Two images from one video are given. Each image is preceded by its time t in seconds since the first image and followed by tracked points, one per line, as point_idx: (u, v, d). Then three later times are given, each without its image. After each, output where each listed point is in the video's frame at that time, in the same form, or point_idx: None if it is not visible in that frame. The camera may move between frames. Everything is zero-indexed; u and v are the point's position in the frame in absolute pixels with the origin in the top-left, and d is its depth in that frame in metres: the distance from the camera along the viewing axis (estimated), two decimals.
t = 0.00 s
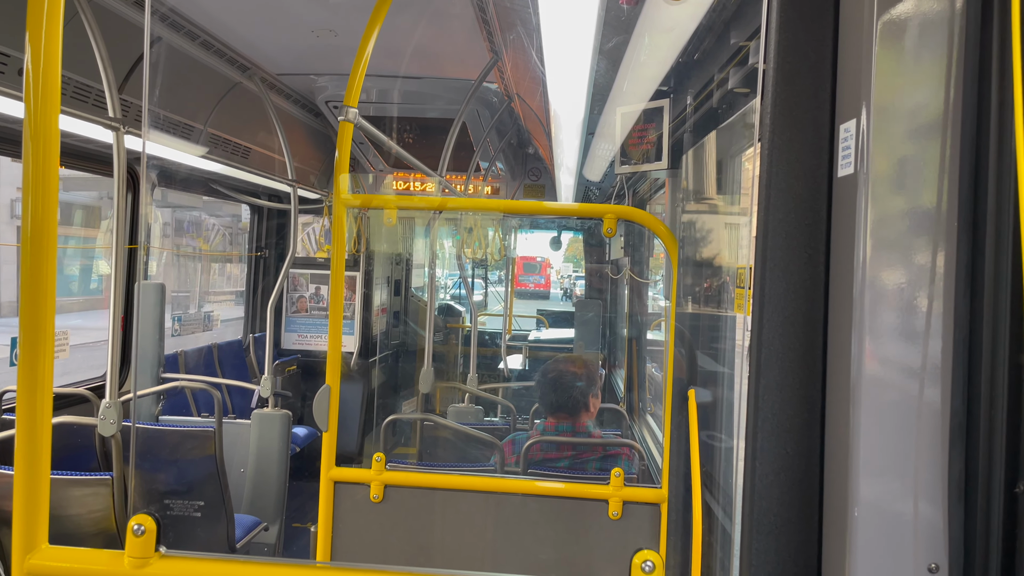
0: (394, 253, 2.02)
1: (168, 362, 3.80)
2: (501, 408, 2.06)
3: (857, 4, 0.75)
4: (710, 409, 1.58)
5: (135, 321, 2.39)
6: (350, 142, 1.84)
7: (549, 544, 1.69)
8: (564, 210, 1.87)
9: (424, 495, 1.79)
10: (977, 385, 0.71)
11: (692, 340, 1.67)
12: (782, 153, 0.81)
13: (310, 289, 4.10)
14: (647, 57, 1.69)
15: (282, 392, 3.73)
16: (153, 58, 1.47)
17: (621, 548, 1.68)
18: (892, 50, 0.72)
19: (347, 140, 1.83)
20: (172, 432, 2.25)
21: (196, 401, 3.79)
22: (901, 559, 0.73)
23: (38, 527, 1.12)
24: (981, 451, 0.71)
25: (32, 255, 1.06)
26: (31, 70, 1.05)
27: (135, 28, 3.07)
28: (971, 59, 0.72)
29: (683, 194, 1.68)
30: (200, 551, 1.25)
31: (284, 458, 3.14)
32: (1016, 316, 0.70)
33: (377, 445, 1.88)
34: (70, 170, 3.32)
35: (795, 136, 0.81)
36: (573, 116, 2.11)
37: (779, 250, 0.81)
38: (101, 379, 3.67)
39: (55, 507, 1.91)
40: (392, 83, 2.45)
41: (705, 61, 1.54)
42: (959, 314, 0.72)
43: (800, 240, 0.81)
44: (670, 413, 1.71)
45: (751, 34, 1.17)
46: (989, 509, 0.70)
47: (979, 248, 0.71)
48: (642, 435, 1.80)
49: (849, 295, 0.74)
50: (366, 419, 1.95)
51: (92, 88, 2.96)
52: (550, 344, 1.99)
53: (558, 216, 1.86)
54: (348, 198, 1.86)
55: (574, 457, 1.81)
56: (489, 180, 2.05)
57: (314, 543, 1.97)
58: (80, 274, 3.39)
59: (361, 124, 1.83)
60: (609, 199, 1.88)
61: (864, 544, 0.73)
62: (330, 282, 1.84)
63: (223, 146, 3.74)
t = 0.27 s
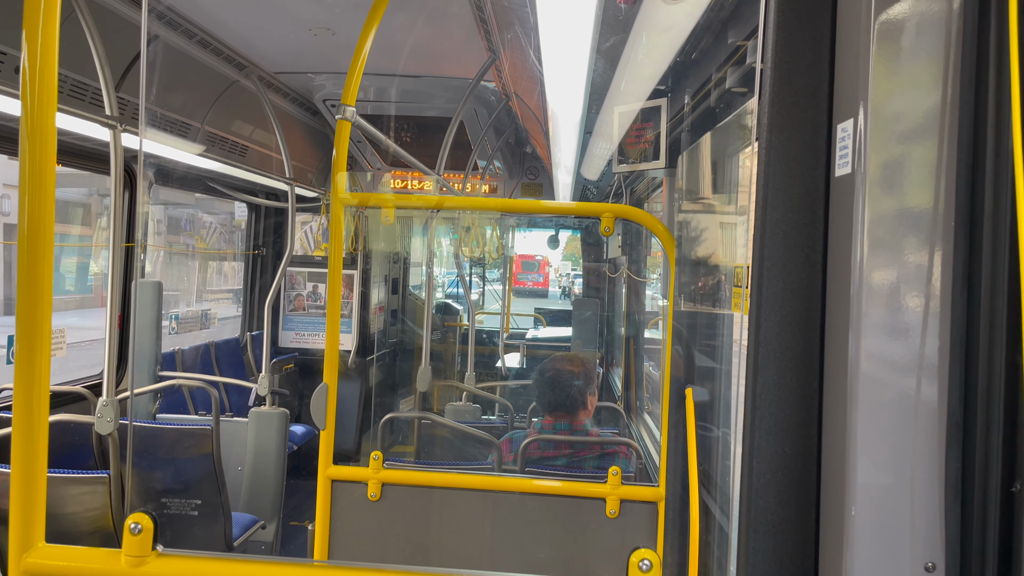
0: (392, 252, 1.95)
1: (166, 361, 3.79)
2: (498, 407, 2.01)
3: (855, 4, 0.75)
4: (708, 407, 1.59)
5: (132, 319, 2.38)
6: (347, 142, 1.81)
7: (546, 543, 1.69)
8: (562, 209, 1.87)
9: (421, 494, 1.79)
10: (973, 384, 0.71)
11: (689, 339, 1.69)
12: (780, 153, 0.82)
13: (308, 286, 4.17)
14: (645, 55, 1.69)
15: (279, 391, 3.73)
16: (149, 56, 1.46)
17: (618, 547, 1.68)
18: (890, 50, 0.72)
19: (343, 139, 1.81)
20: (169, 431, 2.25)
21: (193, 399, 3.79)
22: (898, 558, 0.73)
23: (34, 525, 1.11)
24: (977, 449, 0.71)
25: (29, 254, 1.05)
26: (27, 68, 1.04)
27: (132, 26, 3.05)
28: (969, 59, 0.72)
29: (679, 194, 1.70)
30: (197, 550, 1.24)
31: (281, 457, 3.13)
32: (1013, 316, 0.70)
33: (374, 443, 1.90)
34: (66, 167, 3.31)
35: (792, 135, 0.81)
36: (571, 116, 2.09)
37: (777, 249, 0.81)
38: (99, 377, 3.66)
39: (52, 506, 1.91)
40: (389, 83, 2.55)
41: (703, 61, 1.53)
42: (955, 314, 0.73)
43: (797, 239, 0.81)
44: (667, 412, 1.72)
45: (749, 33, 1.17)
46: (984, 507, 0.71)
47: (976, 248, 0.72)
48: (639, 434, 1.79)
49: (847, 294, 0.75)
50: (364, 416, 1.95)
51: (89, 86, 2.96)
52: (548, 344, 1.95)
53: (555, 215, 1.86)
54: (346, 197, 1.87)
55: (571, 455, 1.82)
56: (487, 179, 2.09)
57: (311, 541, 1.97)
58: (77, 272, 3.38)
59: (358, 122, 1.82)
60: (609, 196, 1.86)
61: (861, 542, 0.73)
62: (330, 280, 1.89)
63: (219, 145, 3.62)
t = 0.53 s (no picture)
0: (389, 251, 1.95)
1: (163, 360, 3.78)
2: (495, 407, 1.98)
3: (852, 5, 0.75)
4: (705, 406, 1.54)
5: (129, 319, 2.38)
6: (345, 141, 1.83)
7: (544, 543, 1.70)
8: (561, 209, 1.88)
9: (419, 493, 1.79)
10: (970, 384, 0.71)
11: (687, 338, 1.67)
12: (777, 153, 0.82)
13: (305, 286, 4.19)
14: (643, 55, 1.68)
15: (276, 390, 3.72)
16: (147, 55, 1.46)
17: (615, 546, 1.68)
18: (887, 49, 0.72)
19: (341, 138, 1.81)
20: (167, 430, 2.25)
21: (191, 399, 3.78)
22: (895, 558, 0.73)
23: (32, 525, 1.11)
24: (974, 450, 0.71)
25: (25, 252, 1.05)
26: (25, 67, 1.04)
27: (129, 25, 3.04)
28: (966, 58, 0.72)
29: (673, 194, 1.69)
30: (194, 550, 1.24)
31: (278, 456, 3.13)
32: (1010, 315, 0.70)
33: (372, 442, 1.91)
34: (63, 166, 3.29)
35: (789, 135, 0.81)
36: (569, 114, 2.09)
37: (774, 248, 0.81)
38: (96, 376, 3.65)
39: (49, 505, 1.91)
40: (388, 82, 2.59)
41: (700, 60, 1.50)
42: (952, 314, 0.73)
43: (795, 239, 0.81)
44: (665, 411, 1.71)
45: (746, 33, 1.17)
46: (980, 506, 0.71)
47: (973, 248, 0.72)
48: (637, 433, 1.80)
49: (844, 295, 0.75)
50: (361, 419, 1.96)
51: (86, 84, 2.95)
52: (544, 342, 1.99)
53: (553, 214, 1.87)
54: (343, 196, 1.90)
55: (569, 454, 1.82)
56: (484, 178, 2.06)
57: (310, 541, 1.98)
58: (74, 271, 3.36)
59: (356, 122, 1.82)
60: (607, 196, 1.90)
61: (858, 542, 0.73)
62: (325, 280, 1.93)
63: (217, 145, 3.64)
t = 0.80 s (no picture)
0: (387, 250, 1.98)
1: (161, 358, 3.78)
2: (494, 405, 1.98)
3: (852, 3, 0.75)
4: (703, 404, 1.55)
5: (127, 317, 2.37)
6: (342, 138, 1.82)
7: (542, 541, 1.70)
8: (558, 206, 1.89)
9: (417, 491, 1.79)
10: (968, 381, 0.71)
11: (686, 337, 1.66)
12: (776, 150, 0.81)
13: (303, 284, 4.18)
14: (641, 53, 1.69)
15: (274, 389, 3.71)
16: (145, 52, 1.45)
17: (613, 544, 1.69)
18: (887, 46, 0.72)
19: (339, 136, 1.81)
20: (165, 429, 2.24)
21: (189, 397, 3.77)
22: (893, 555, 0.73)
23: (30, 523, 1.11)
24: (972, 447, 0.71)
25: (22, 250, 1.04)
26: (22, 63, 1.03)
27: (126, 22, 3.02)
28: (965, 57, 0.72)
29: (671, 193, 1.69)
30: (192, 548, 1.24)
31: (276, 455, 3.12)
32: (1008, 313, 0.70)
33: (369, 441, 1.89)
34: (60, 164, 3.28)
35: (788, 134, 0.81)
36: (568, 113, 2.13)
37: (772, 246, 0.81)
38: (93, 374, 3.64)
39: (47, 503, 1.91)
40: (386, 78, 2.51)
41: (699, 58, 1.50)
42: (951, 312, 0.73)
43: (794, 238, 0.81)
44: (664, 409, 1.72)
45: (745, 31, 1.17)
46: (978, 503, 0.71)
47: (971, 246, 0.72)
48: (635, 431, 1.80)
49: (843, 293, 0.75)
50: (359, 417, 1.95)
51: (83, 82, 2.93)
52: (543, 341, 1.96)
53: (551, 212, 1.88)
54: (341, 194, 1.90)
55: (567, 452, 1.82)
56: (482, 176, 2.05)
57: (308, 539, 1.97)
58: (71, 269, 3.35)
59: (355, 119, 1.81)
60: (604, 194, 1.87)
61: (856, 539, 0.73)
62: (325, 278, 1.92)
63: (215, 142, 3.64)
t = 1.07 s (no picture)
0: (386, 249, 1.99)
1: (160, 357, 3.77)
2: (492, 405, 2.02)
3: (851, 2, 0.75)
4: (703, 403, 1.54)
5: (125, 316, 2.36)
6: (342, 137, 1.79)
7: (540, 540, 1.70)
8: (557, 206, 1.88)
9: (415, 490, 1.78)
10: (968, 381, 0.71)
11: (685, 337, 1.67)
12: (775, 149, 0.81)
13: (302, 283, 4.18)
14: (641, 52, 1.67)
15: (273, 388, 3.71)
16: (144, 50, 1.45)
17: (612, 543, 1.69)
18: (886, 46, 0.72)
19: (338, 134, 1.79)
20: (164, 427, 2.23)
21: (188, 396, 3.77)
22: (892, 556, 0.73)
23: (28, 522, 1.11)
24: (971, 447, 0.71)
25: (21, 248, 1.04)
26: (21, 61, 1.03)
27: (125, 20, 3.02)
28: (965, 57, 0.72)
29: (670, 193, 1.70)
30: (191, 547, 1.24)
31: (276, 454, 3.12)
32: (1007, 313, 0.70)
33: (368, 440, 1.87)
34: (59, 162, 3.27)
35: (788, 133, 0.81)
36: (567, 112, 2.10)
37: (772, 245, 0.81)
38: (92, 373, 3.64)
39: (44, 502, 1.89)
40: (384, 78, 2.56)
41: (699, 57, 1.50)
42: (951, 312, 0.73)
43: (793, 237, 0.81)
44: (662, 409, 1.70)
45: (744, 31, 1.17)
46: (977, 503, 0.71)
47: (971, 245, 0.72)
48: (634, 431, 1.82)
49: (842, 292, 0.75)
50: (359, 415, 1.95)
51: (82, 80, 2.92)
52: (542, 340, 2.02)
53: (550, 212, 1.87)
54: (340, 193, 1.83)
55: (566, 452, 1.81)
56: (482, 175, 2.03)
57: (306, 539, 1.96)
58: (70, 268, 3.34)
59: (354, 119, 1.80)
60: (603, 193, 1.91)
61: (855, 539, 0.73)
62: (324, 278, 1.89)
63: (215, 141, 3.65)
